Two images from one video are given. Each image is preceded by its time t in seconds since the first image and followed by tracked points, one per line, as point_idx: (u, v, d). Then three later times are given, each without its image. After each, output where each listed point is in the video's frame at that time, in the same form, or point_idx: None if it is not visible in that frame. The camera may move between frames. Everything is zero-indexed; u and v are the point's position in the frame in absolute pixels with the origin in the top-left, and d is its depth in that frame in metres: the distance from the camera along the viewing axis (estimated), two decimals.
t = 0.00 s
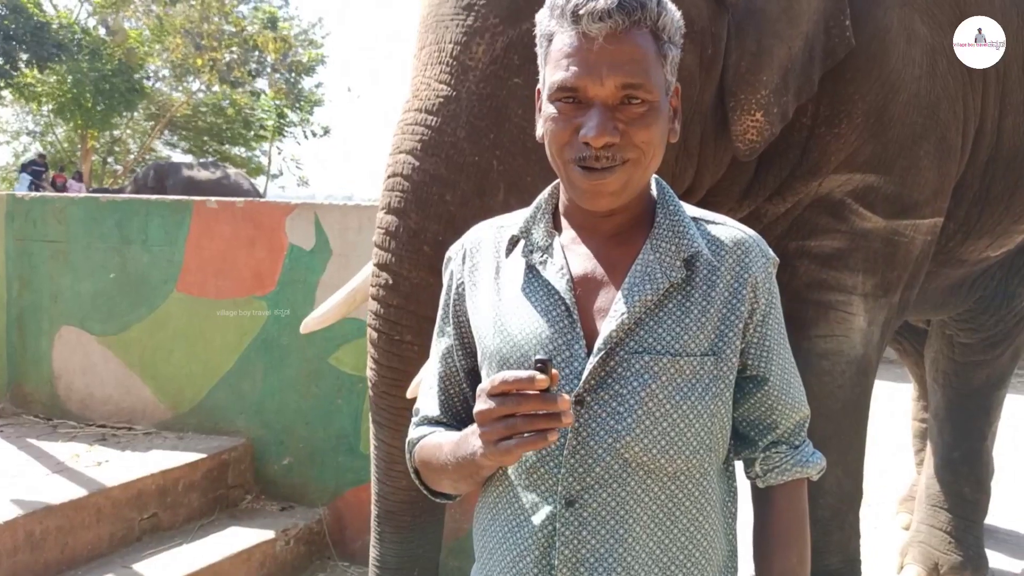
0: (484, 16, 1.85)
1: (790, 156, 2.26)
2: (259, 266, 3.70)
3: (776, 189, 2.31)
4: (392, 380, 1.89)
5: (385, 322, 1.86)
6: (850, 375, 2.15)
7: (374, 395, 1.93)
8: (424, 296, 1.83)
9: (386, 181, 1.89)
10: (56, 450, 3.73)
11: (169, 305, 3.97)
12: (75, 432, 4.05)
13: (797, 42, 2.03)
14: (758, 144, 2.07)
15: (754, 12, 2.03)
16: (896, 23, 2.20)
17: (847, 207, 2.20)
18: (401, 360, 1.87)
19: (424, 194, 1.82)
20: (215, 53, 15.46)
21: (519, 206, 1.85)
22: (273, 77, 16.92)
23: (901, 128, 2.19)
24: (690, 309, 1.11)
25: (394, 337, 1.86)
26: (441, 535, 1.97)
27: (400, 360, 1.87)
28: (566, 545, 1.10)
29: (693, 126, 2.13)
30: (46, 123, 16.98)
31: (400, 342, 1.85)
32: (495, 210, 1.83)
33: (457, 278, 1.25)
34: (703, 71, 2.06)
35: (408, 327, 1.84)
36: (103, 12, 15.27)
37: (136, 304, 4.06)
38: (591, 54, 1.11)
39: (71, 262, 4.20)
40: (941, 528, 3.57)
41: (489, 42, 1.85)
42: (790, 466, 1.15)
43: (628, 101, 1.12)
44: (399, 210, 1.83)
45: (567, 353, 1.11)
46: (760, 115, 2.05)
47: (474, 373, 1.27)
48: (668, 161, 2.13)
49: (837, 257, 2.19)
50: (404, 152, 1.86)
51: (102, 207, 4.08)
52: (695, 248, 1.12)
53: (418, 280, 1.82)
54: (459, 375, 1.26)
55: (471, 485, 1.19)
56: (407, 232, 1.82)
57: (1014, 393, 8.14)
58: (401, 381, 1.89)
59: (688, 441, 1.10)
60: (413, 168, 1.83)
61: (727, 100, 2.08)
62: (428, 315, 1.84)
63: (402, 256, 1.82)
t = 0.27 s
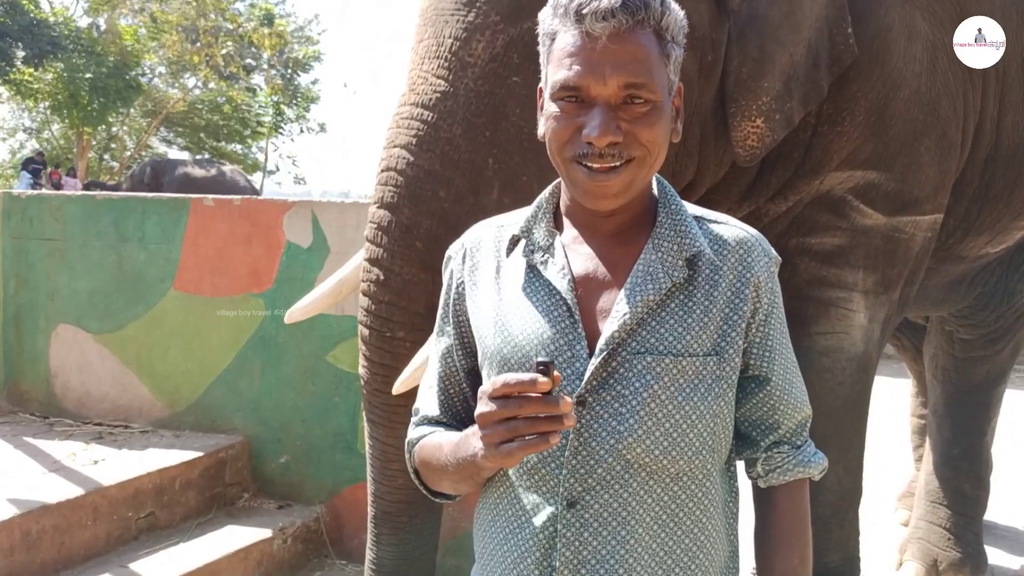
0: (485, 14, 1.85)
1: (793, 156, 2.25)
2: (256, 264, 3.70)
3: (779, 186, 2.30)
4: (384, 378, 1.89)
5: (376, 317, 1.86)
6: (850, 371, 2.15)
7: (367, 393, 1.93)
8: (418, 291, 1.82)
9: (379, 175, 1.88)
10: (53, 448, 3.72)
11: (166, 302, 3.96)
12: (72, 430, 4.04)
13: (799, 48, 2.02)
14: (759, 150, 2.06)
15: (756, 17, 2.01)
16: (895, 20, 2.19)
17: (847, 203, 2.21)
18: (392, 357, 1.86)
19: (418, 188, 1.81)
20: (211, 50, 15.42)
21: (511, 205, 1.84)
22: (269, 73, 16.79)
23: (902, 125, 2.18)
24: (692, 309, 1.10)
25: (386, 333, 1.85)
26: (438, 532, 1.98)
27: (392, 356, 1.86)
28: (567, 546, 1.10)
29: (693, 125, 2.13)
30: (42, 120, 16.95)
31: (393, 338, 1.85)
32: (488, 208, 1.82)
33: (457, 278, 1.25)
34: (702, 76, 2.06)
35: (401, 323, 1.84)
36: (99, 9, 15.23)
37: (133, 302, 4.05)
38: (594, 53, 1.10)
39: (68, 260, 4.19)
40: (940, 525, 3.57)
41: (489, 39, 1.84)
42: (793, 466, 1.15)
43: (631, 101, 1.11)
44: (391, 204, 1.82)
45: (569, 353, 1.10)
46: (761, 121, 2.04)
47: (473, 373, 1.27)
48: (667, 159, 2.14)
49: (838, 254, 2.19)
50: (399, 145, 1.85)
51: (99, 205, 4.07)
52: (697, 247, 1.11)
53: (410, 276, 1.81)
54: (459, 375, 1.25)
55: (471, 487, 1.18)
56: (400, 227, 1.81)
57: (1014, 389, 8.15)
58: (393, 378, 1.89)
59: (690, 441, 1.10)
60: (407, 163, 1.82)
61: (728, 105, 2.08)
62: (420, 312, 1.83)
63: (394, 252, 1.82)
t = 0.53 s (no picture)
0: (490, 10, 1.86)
1: (790, 151, 2.26)
2: (254, 258, 3.69)
3: (776, 180, 2.30)
4: (376, 372, 1.88)
5: (372, 310, 1.85)
6: (850, 366, 2.15)
7: (357, 385, 1.92)
8: (417, 284, 1.82)
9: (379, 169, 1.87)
10: (50, 443, 3.72)
11: (163, 296, 3.96)
12: (69, 424, 4.04)
13: (794, 51, 2.02)
14: (752, 150, 2.07)
15: (755, 20, 2.01)
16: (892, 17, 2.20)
17: (847, 199, 2.21)
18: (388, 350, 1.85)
19: (419, 182, 1.81)
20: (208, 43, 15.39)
21: (512, 200, 1.86)
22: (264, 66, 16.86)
23: (900, 119, 2.18)
24: (695, 309, 1.10)
25: (381, 327, 1.84)
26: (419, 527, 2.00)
27: (388, 349, 1.85)
28: (569, 548, 1.10)
29: (692, 122, 2.12)
30: (39, 112, 16.91)
31: (387, 331, 1.84)
32: (490, 204, 1.83)
33: (458, 276, 1.25)
34: (701, 75, 2.05)
35: (398, 317, 1.83)
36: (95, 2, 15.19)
37: (130, 296, 4.05)
38: (596, 55, 1.09)
39: (65, 254, 4.18)
40: (939, 520, 3.57)
41: (493, 35, 1.86)
42: (795, 467, 1.15)
43: (632, 102, 1.11)
44: (391, 198, 1.82)
45: (570, 353, 1.10)
46: (755, 122, 2.04)
47: (473, 371, 1.27)
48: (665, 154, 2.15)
49: (836, 249, 2.18)
50: (400, 139, 1.85)
51: (97, 199, 4.06)
52: (700, 248, 1.11)
53: (409, 271, 1.81)
54: (459, 373, 1.26)
55: (472, 486, 1.18)
56: (399, 221, 1.81)
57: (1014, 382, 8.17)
58: (385, 372, 1.88)
59: (692, 441, 1.10)
60: (408, 157, 1.82)
61: (724, 106, 2.07)
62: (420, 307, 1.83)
63: (393, 246, 1.81)
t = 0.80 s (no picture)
0: (496, 9, 1.84)
1: (789, 151, 2.23)
2: (254, 259, 3.68)
3: (774, 181, 2.27)
4: (384, 373, 1.87)
5: (382, 312, 1.84)
6: (848, 368, 2.14)
7: (364, 385, 1.90)
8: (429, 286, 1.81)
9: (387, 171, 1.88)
10: (48, 442, 3.71)
11: (162, 295, 3.95)
12: (67, 424, 4.03)
13: (801, 46, 2.01)
14: (762, 146, 2.07)
15: (760, 14, 2.00)
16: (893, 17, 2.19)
17: (847, 199, 2.19)
18: (399, 351, 1.84)
19: (429, 185, 1.81)
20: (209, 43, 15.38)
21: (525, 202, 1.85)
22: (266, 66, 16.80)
23: (900, 121, 2.18)
24: (696, 308, 1.09)
25: (390, 329, 1.83)
26: (419, 528, 1.99)
27: (400, 352, 1.84)
28: (564, 546, 1.09)
29: (695, 119, 2.10)
30: (40, 111, 16.89)
31: (396, 334, 1.83)
32: (501, 205, 1.83)
33: (458, 270, 1.23)
34: (709, 69, 2.03)
35: (409, 318, 1.82)
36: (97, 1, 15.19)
37: (129, 295, 4.04)
38: (581, 54, 1.09)
39: (64, 252, 4.17)
40: (938, 523, 3.57)
41: (500, 35, 1.83)
42: (796, 469, 1.13)
43: (627, 92, 1.11)
44: (402, 201, 1.82)
45: (572, 350, 1.09)
46: (765, 117, 2.04)
47: (473, 365, 1.26)
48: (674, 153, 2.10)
49: (836, 250, 2.17)
50: (409, 142, 1.84)
51: (96, 197, 4.05)
52: (702, 246, 1.10)
53: (420, 273, 1.80)
54: (458, 369, 1.25)
55: (467, 482, 1.17)
56: (410, 225, 1.80)
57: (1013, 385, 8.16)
58: (394, 373, 1.86)
59: (691, 442, 1.09)
60: (418, 159, 1.82)
61: (732, 102, 2.07)
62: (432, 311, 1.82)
63: (404, 249, 1.81)
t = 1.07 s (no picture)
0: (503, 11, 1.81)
1: (788, 152, 2.21)
2: (254, 258, 3.67)
3: (773, 182, 2.25)
4: (407, 376, 1.86)
5: (400, 318, 1.84)
6: (847, 369, 2.13)
7: (385, 389, 1.89)
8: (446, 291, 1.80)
9: (400, 178, 1.87)
10: (47, 441, 3.70)
11: (163, 294, 3.94)
12: (67, 422, 4.02)
13: (807, 41, 2.01)
14: (768, 143, 2.05)
15: (766, 11, 1.99)
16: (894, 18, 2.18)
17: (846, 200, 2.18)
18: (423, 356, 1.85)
19: (444, 192, 1.81)
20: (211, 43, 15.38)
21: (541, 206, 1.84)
22: (268, 65, 16.64)
23: (900, 122, 2.17)
24: (697, 304, 1.08)
25: (409, 335, 1.84)
26: (440, 539, 1.96)
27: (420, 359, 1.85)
28: (566, 545, 1.08)
29: (701, 118, 2.09)
30: (41, 109, 16.88)
31: (415, 340, 1.84)
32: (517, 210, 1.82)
33: (459, 271, 1.23)
34: (715, 68, 2.03)
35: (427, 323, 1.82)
36: None
37: (129, 293, 4.03)
38: (556, 56, 1.09)
39: (64, 251, 4.17)
40: (938, 524, 3.57)
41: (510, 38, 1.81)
42: (800, 467, 1.13)
43: (606, 89, 1.10)
44: (416, 209, 1.81)
45: (571, 348, 1.09)
46: (771, 114, 2.02)
47: (473, 366, 1.25)
48: (677, 154, 2.11)
49: (835, 251, 2.17)
50: (421, 149, 1.84)
51: (97, 195, 4.05)
52: (703, 241, 1.09)
53: (436, 280, 1.80)
54: (459, 369, 1.24)
55: (467, 483, 1.16)
56: (425, 232, 1.80)
57: (1013, 388, 8.15)
58: (413, 378, 1.86)
59: (693, 438, 1.08)
60: (431, 166, 1.81)
61: (738, 100, 2.06)
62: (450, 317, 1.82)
63: (420, 255, 1.81)
